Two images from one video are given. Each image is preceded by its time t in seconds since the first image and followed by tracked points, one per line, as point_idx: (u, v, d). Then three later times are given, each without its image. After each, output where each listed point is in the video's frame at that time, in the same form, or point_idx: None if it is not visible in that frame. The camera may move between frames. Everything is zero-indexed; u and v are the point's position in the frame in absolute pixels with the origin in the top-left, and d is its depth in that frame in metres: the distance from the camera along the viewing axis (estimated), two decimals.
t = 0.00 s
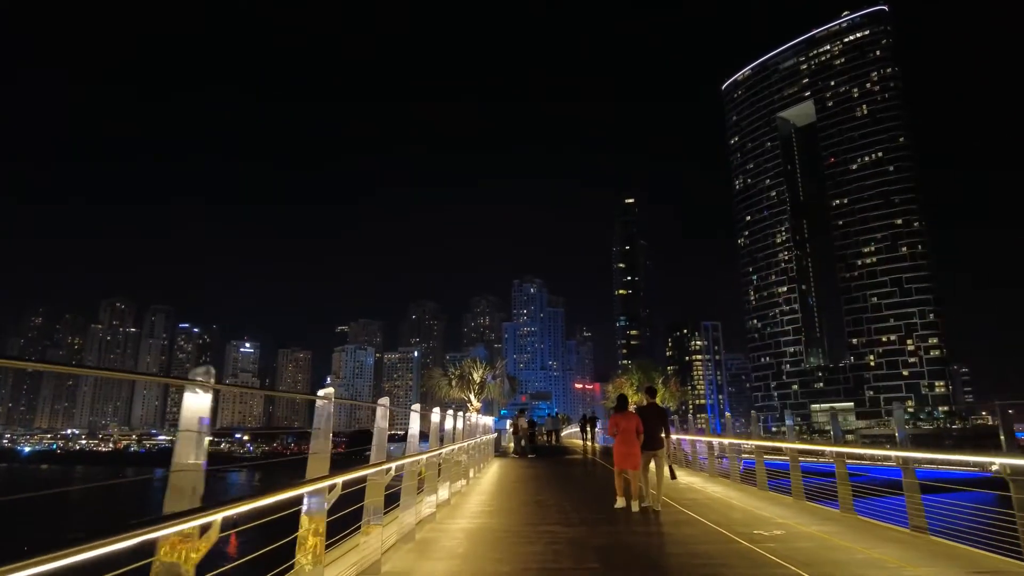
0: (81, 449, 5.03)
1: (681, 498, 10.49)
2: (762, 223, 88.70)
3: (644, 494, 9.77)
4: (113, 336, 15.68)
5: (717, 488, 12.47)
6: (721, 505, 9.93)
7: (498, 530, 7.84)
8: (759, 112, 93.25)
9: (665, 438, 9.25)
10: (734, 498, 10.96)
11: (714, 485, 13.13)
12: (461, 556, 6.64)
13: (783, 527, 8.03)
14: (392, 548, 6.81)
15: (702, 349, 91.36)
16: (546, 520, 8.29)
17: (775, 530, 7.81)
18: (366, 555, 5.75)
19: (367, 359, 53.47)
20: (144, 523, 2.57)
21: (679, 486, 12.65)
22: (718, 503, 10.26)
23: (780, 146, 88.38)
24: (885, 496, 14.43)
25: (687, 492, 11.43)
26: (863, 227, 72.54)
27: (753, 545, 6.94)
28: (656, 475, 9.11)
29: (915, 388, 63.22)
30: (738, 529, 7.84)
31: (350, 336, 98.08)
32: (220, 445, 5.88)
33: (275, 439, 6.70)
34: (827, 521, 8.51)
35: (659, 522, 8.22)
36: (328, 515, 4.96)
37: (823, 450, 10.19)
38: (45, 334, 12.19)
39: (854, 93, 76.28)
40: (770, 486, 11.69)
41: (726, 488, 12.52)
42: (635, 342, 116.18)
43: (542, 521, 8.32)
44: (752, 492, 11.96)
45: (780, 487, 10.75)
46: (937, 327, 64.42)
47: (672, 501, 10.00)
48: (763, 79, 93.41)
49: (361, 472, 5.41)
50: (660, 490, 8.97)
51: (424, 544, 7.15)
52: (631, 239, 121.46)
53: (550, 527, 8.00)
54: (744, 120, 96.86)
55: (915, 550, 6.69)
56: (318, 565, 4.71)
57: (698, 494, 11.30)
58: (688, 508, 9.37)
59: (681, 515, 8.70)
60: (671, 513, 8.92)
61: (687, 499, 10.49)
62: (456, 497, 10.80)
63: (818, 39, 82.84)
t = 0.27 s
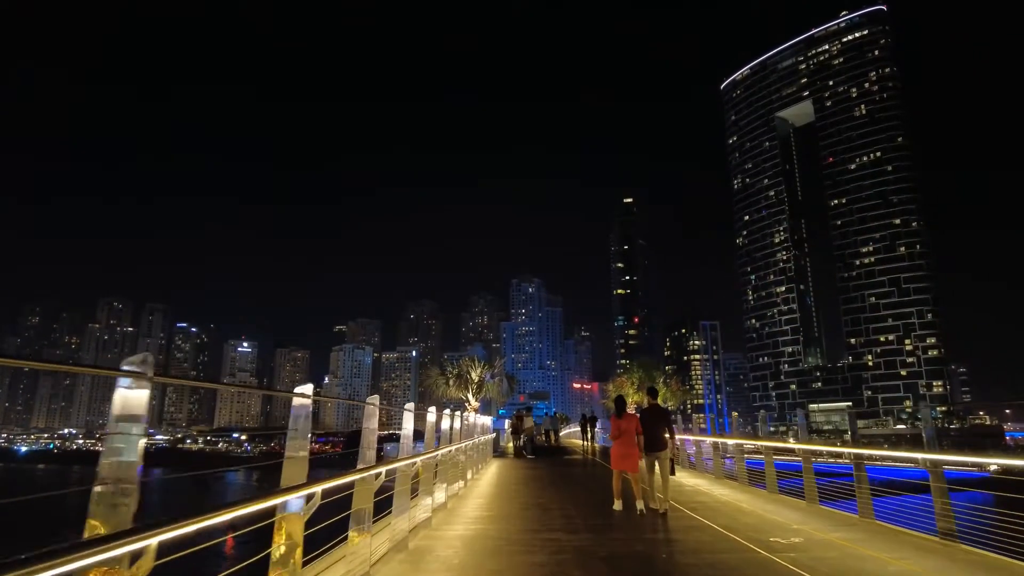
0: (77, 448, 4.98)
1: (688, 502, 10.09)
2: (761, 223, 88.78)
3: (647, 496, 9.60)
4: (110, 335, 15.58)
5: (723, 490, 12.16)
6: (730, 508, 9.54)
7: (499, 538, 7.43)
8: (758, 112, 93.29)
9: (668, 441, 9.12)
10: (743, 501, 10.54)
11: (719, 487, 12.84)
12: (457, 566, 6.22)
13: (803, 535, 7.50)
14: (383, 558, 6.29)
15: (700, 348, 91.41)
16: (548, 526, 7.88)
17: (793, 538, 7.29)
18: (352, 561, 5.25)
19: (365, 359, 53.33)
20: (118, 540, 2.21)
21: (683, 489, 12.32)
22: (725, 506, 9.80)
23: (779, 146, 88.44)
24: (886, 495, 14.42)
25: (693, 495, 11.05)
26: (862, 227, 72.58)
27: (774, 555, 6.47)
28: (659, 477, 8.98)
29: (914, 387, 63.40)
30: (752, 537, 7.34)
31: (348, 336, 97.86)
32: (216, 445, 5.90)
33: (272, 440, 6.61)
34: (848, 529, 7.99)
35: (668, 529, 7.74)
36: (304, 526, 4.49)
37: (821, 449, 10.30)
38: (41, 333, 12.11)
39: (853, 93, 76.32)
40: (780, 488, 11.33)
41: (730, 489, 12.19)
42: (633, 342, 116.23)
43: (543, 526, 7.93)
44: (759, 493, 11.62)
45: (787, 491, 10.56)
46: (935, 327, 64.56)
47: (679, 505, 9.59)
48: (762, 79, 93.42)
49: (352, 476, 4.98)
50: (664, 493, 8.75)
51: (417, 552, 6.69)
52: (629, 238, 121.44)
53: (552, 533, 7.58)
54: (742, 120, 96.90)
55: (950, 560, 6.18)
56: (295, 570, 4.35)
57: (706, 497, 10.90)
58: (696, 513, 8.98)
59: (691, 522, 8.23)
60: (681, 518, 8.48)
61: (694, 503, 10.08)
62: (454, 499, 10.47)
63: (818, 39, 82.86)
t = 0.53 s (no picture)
0: (79, 446, 5.05)
1: (690, 501, 10.01)
2: (758, 221, 88.94)
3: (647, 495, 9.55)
4: (109, 332, 15.64)
5: (725, 489, 12.06)
6: (735, 508, 9.53)
7: (493, 540, 7.21)
8: (755, 109, 93.38)
9: (668, 437, 9.17)
10: (746, 500, 10.45)
11: (720, 486, 12.76)
12: (450, 572, 5.99)
13: (815, 536, 7.49)
14: (371, 563, 5.99)
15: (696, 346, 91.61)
16: (545, 527, 7.70)
17: (804, 540, 7.30)
18: (334, 565, 4.95)
19: (363, 356, 53.31)
20: (10, 558, 1.93)
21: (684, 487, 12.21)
22: (729, 506, 9.78)
23: (776, 144, 88.57)
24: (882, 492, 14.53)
25: (694, 494, 10.93)
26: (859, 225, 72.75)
27: (788, 558, 6.41)
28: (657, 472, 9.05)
29: (909, 385, 63.80)
30: (763, 538, 7.32)
31: (345, 334, 97.77)
32: (214, 443, 5.86)
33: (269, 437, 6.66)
34: (855, 530, 7.93)
35: (674, 530, 7.66)
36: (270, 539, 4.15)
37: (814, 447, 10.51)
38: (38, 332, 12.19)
39: (850, 91, 76.46)
40: (784, 487, 11.24)
41: (729, 488, 12.07)
42: (630, 339, 116.41)
43: (538, 528, 7.74)
44: (760, 492, 11.52)
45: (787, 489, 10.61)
46: (931, 325, 64.88)
47: (683, 504, 9.55)
48: (760, 77, 93.55)
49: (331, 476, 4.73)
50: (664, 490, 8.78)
51: (408, 554, 6.53)
52: (626, 236, 121.49)
53: (551, 535, 7.42)
54: (740, 118, 97.01)
55: (962, 564, 6.15)
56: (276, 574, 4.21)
57: (708, 496, 10.80)
58: (700, 512, 8.91)
59: (699, 522, 8.20)
60: (688, 518, 8.46)
61: (697, 502, 9.99)
62: (449, 497, 10.31)
63: (815, 37, 82.95)
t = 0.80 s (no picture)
0: (70, 445, 5.00)
1: (692, 506, 9.75)
2: (753, 219, 89.12)
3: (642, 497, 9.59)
4: (102, 330, 15.54)
5: (727, 491, 11.84)
6: (733, 509, 9.56)
7: (483, 548, 6.91)
8: (751, 108, 93.54)
9: (666, 438, 9.14)
10: (750, 505, 10.18)
11: (722, 487, 12.52)
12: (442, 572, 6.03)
13: (829, 545, 7.22)
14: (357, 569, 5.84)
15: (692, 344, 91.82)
16: (540, 534, 7.41)
17: (819, 550, 7.01)
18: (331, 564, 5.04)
19: (358, 355, 53.14)
20: (26, 558, 1.99)
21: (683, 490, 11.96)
22: (734, 511, 9.60)
23: (772, 142, 88.73)
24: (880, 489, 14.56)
25: (693, 497, 10.69)
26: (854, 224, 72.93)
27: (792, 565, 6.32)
28: (656, 473, 8.99)
29: (904, 383, 64.10)
30: (774, 548, 7.05)
31: (340, 331, 97.43)
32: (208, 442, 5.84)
33: (264, 436, 6.64)
34: (867, 538, 7.64)
35: (676, 537, 7.40)
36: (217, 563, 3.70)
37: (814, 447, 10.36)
38: (29, 330, 12.10)
39: (846, 89, 76.63)
40: (789, 490, 10.99)
41: (731, 490, 11.83)
42: (625, 337, 116.57)
43: (531, 535, 7.43)
44: (761, 494, 11.31)
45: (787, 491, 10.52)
46: (925, 323, 65.16)
47: (685, 508, 9.34)
48: (756, 75, 93.72)
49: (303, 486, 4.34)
50: (659, 491, 8.78)
51: (401, 555, 6.59)
52: (622, 234, 121.52)
53: (546, 544, 7.11)
54: (736, 116, 97.16)
55: (958, 565, 6.17)
56: None
57: (709, 501, 10.55)
58: (699, 516, 8.88)
59: (703, 530, 7.95)
60: (692, 524, 8.23)
61: (699, 507, 9.74)
62: (441, 500, 10.03)
63: (811, 35, 83.00)
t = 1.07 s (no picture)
0: (64, 443, 4.96)
1: (694, 506, 9.38)
2: (750, 216, 89.26)
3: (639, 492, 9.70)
4: (98, 326, 15.47)
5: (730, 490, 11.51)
6: (731, 505, 9.56)
7: (476, 554, 6.61)
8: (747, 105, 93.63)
9: (666, 433, 9.19)
10: (755, 505, 9.82)
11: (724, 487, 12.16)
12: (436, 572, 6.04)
13: (848, 549, 6.72)
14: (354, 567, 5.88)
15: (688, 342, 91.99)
16: (537, 538, 7.09)
17: (838, 556, 6.53)
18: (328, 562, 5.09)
19: (354, 352, 53.04)
20: (26, 547, 2.02)
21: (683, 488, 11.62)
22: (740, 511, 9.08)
23: (768, 140, 88.85)
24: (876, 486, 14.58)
25: (694, 495, 10.41)
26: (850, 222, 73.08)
27: (788, 561, 6.28)
28: (654, 470, 9.04)
29: (899, 380, 64.38)
30: (790, 553, 6.58)
31: (336, 329, 97.22)
32: (204, 438, 5.85)
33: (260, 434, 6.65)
34: (885, 540, 7.15)
35: (680, 542, 7.04)
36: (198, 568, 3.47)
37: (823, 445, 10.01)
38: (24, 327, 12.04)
39: (842, 87, 76.71)
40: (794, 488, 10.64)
41: (732, 489, 11.51)
42: (621, 335, 116.73)
43: (529, 539, 7.12)
44: (767, 493, 11.03)
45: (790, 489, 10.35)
46: (920, 320, 65.43)
47: (686, 508, 9.00)
48: (752, 73, 93.82)
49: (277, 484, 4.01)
50: (657, 486, 8.79)
51: (396, 553, 6.63)
52: (618, 232, 121.66)
53: (543, 550, 6.77)
54: (732, 113, 97.25)
55: (953, 559, 6.19)
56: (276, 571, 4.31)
57: (712, 499, 10.19)
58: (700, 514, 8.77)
59: (708, 533, 7.49)
60: (699, 527, 7.80)
61: (703, 507, 9.35)
62: (433, 501, 9.69)
63: (808, 32, 83.10)
